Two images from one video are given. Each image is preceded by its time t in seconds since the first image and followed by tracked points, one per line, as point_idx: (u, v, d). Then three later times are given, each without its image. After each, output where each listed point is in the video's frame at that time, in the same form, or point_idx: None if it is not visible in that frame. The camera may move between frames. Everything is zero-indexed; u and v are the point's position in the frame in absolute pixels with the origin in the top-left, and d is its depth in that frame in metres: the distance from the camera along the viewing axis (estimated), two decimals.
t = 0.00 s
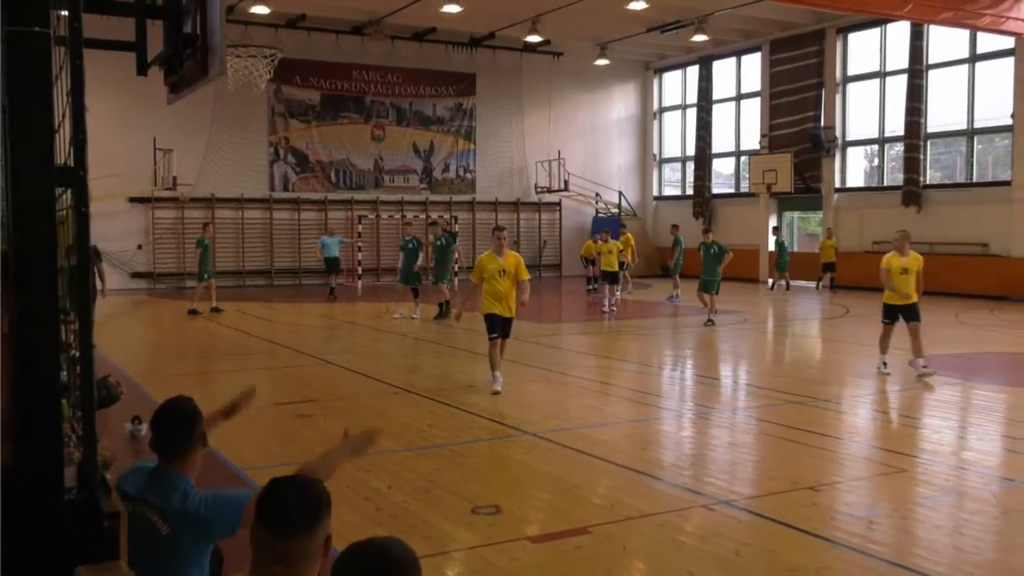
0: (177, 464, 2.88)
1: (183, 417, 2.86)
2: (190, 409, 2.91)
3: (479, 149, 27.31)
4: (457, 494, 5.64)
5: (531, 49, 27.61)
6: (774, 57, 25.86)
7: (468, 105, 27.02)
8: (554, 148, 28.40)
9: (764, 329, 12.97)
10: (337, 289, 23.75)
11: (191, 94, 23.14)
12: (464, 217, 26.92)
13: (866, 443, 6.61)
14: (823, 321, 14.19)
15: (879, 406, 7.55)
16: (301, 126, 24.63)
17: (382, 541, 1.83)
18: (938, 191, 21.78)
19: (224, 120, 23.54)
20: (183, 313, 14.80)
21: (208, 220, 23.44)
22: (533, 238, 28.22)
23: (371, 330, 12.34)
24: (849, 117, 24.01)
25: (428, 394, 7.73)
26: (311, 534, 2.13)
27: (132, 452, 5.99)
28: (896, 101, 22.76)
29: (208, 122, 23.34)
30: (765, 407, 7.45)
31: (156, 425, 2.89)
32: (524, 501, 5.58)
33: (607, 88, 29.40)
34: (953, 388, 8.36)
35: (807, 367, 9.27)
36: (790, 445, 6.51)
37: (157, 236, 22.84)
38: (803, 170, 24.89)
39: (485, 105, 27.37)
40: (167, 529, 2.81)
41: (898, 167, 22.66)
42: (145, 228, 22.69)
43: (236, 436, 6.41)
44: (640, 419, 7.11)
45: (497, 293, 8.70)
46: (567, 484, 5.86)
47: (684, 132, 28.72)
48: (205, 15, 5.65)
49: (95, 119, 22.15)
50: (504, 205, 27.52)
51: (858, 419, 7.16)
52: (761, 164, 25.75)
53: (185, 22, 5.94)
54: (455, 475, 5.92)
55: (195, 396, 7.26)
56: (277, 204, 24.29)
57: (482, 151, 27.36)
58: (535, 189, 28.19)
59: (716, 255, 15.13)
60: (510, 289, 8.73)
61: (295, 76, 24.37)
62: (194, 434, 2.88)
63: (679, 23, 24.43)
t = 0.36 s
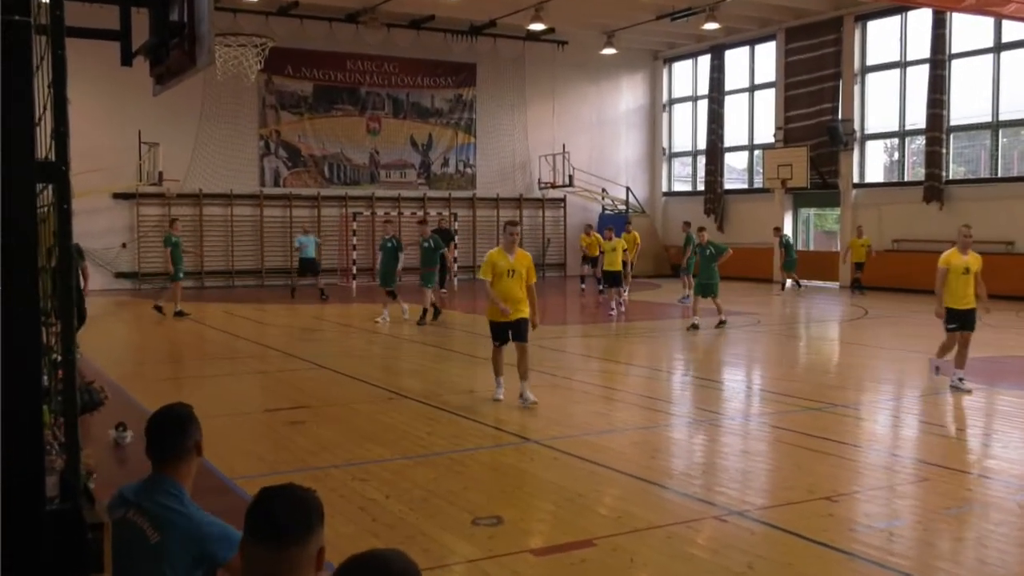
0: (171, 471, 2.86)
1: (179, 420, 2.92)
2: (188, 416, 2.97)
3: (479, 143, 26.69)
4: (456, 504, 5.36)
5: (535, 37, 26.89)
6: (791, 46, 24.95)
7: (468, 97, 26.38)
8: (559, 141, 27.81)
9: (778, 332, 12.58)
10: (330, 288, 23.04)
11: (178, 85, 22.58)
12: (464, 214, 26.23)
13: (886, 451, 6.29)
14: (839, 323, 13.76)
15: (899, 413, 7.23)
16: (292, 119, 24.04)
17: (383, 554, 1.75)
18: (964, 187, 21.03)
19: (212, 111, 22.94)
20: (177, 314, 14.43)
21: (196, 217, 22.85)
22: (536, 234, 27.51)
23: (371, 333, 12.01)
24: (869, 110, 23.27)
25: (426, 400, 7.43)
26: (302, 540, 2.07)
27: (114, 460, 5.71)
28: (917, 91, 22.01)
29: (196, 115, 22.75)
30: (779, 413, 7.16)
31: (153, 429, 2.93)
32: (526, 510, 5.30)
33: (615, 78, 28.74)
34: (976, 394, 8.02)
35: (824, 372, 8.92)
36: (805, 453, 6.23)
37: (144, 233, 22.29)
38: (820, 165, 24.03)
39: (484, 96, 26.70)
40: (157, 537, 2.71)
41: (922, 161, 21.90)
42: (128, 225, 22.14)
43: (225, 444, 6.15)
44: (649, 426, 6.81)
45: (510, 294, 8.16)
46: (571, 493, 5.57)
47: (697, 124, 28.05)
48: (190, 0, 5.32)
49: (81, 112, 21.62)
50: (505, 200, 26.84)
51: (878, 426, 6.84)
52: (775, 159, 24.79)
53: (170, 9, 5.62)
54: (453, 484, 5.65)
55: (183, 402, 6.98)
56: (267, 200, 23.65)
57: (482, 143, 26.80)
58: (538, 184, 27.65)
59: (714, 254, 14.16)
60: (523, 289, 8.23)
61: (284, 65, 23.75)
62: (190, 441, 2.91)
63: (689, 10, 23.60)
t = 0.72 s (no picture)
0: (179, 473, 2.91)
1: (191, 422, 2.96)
2: (202, 420, 3.02)
3: (481, 140, 26.48)
4: (457, 508, 5.25)
5: (537, 32, 26.69)
6: (798, 41, 24.78)
7: (470, 93, 26.17)
8: (563, 139, 27.63)
9: (784, 332, 12.45)
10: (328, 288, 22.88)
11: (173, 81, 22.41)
12: (465, 213, 26.09)
13: (897, 455, 6.16)
14: (845, 324, 13.61)
15: (910, 415, 7.10)
16: (290, 115, 23.85)
17: (378, 559, 1.66)
18: (976, 184, 20.88)
19: (207, 107, 22.78)
20: (175, 314, 14.32)
21: (191, 216, 22.74)
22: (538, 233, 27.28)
23: (371, 334, 11.90)
24: (878, 105, 23.08)
25: (427, 402, 7.32)
26: (302, 544, 2.06)
27: (108, 464, 5.59)
28: (928, 87, 21.84)
29: (192, 112, 22.58)
30: (787, 415, 7.04)
31: (165, 428, 2.98)
32: (529, 514, 5.19)
33: (619, 74, 28.54)
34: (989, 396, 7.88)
35: (832, 374, 8.79)
36: (813, 457, 6.10)
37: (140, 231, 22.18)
38: (828, 162, 23.85)
39: (486, 92, 26.51)
40: (158, 536, 2.77)
41: (932, 159, 21.75)
42: (123, 224, 22.00)
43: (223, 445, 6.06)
44: (654, 429, 6.69)
45: (531, 295, 7.52)
46: (574, 497, 5.46)
47: (704, 121, 27.87)
48: None
49: (75, 108, 21.47)
50: (508, 198, 26.65)
51: (888, 429, 6.71)
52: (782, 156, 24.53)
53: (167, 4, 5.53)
54: (454, 487, 5.53)
55: (178, 404, 6.87)
56: (264, 198, 23.49)
57: (484, 140, 26.61)
58: (541, 181, 27.46)
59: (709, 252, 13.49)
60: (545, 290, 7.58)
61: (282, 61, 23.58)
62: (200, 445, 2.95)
63: (693, 5, 23.43)
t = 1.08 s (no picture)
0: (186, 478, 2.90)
1: (199, 429, 2.95)
2: (211, 426, 3.00)
3: (486, 137, 26.31)
4: (462, 513, 5.14)
5: (543, 27, 26.42)
6: (809, 37, 24.58)
7: (475, 89, 25.99)
8: (570, 135, 27.41)
9: (794, 334, 12.31)
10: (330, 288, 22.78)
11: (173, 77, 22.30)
12: (470, 211, 25.96)
13: (911, 459, 6.03)
14: (855, 325, 13.47)
15: (924, 418, 6.96)
16: (291, 112, 23.72)
17: None
18: (991, 182, 20.68)
19: (208, 104, 22.65)
20: (177, 315, 14.27)
21: (191, 215, 22.67)
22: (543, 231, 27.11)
23: (375, 334, 11.79)
24: (892, 101, 22.85)
25: (431, 404, 7.20)
26: (303, 548, 2.06)
27: (107, 466, 5.50)
28: (943, 83, 21.63)
29: (192, 108, 22.46)
30: (798, 418, 6.92)
31: (173, 433, 2.96)
32: (535, 519, 5.08)
33: (626, 70, 28.33)
34: (1005, 398, 7.73)
35: (844, 376, 8.65)
36: (825, 461, 5.98)
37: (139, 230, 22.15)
38: (841, 160, 23.62)
39: (490, 89, 26.32)
40: (162, 541, 2.75)
41: (947, 156, 21.57)
42: (122, 223, 21.94)
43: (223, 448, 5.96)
44: (662, 432, 6.57)
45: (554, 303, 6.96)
46: (581, 501, 5.35)
47: (714, 118, 27.63)
48: None
49: (73, 105, 21.39)
50: (513, 197, 26.48)
51: (902, 433, 6.57)
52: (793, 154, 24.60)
53: None
54: (459, 491, 5.42)
55: (177, 406, 6.78)
56: (265, 196, 23.39)
57: (489, 137, 26.42)
58: (547, 179, 27.24)
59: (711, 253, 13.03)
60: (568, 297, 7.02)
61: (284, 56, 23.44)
62: (207, 452, 2.94)
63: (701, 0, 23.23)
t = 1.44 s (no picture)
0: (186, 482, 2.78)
1: (198, 434, 2.83)
2: (208, 431, 2.89)
3: (493, 134, 26.02)
4: (467, 518, 5.00)
5: (551, 20, 25.98)
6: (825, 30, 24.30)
7: (481, 84, 25.73)
8: (578, 131, 27.07)
9: (805, 335, 12.14)
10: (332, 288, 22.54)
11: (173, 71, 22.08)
12: (476, 209, 25.71)
13: (930, 464, 5.87)
14: (867, 327, 13.28)
15: (943, 422, 6.80)
16: (293, 108, 23.49)
17: None
18: (1012, 179, 20.47)
19: (208, 99, 22.43)
20: (178, 315, 14.15)
21: (191, 213, 22.44)
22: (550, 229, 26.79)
23: (379, 335, 11.65)
24: (910, 96, 22.58)
25: (435, 406, 7.08)
26: (306, 554, 1.96)
27: (105, 468, 5.39)
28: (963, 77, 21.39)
29: (191, 104, 22.24)
30: (813, 422, 6.77)
31: (172, 438, 2.84)
32: (543, 525, 4.94)
33: (636, 65, 28.01)
34: None
35: (861, 379, 8.48)
36: (840, 465, 5.83)
37: (137, 227, 21.93)
38: (857, 157, 23.41)
39: (497, 84, 26.05)
40: (164, 545, 2.63)
41: (967, 152, 21.37)
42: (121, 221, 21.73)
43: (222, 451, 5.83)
44: (674, 436, 6.42)
45: (585, 304, 6.47)
46: (590, 507, 5.20)
47: (727, 113, 27.31)
48: None
49: (70, 99, 21.20)
50: (520, 194, 26.18)
51: (920, 437, 6.42)
52: (809, 150, 24.11)
53: None
54: (464, 496, 5.29)
55: (176, 410, 6.64)
56: (267, 193, 23.15)
57: (496, 133, 26.14)
58: (555, 176, 26.94)
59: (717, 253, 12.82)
60: (599, 300, 6.54)
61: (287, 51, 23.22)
62: (207, 456, 2.81)
63: None
